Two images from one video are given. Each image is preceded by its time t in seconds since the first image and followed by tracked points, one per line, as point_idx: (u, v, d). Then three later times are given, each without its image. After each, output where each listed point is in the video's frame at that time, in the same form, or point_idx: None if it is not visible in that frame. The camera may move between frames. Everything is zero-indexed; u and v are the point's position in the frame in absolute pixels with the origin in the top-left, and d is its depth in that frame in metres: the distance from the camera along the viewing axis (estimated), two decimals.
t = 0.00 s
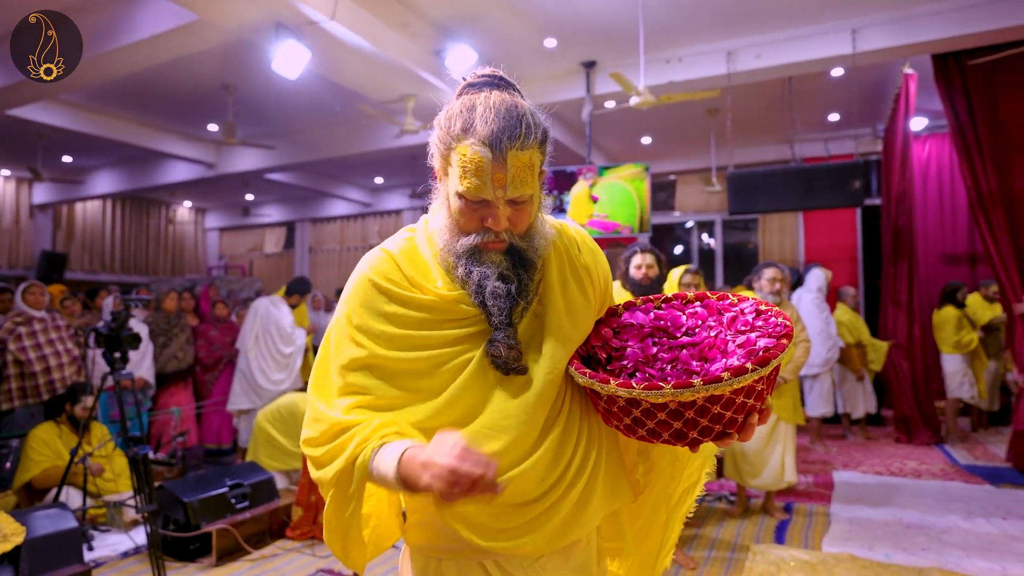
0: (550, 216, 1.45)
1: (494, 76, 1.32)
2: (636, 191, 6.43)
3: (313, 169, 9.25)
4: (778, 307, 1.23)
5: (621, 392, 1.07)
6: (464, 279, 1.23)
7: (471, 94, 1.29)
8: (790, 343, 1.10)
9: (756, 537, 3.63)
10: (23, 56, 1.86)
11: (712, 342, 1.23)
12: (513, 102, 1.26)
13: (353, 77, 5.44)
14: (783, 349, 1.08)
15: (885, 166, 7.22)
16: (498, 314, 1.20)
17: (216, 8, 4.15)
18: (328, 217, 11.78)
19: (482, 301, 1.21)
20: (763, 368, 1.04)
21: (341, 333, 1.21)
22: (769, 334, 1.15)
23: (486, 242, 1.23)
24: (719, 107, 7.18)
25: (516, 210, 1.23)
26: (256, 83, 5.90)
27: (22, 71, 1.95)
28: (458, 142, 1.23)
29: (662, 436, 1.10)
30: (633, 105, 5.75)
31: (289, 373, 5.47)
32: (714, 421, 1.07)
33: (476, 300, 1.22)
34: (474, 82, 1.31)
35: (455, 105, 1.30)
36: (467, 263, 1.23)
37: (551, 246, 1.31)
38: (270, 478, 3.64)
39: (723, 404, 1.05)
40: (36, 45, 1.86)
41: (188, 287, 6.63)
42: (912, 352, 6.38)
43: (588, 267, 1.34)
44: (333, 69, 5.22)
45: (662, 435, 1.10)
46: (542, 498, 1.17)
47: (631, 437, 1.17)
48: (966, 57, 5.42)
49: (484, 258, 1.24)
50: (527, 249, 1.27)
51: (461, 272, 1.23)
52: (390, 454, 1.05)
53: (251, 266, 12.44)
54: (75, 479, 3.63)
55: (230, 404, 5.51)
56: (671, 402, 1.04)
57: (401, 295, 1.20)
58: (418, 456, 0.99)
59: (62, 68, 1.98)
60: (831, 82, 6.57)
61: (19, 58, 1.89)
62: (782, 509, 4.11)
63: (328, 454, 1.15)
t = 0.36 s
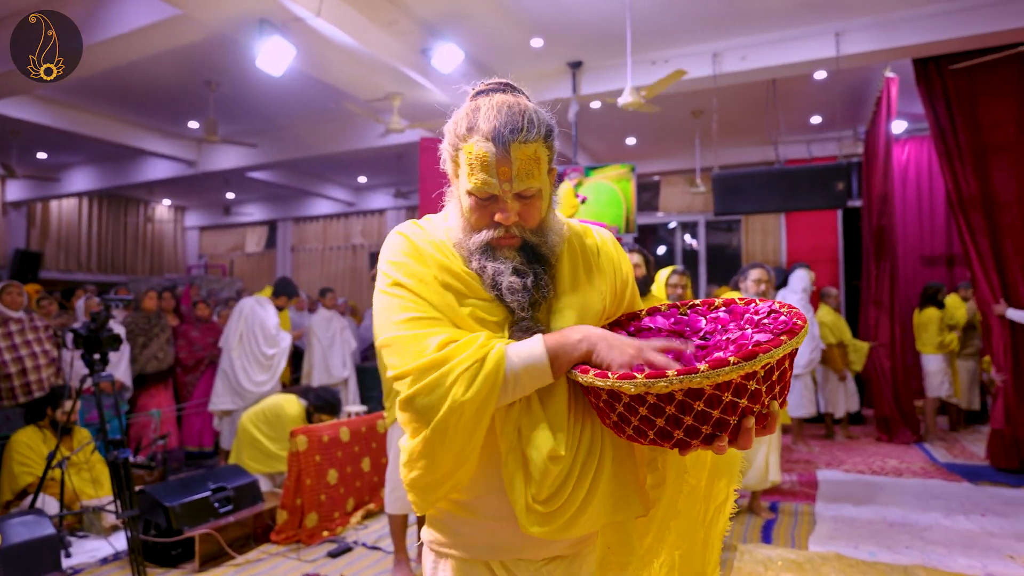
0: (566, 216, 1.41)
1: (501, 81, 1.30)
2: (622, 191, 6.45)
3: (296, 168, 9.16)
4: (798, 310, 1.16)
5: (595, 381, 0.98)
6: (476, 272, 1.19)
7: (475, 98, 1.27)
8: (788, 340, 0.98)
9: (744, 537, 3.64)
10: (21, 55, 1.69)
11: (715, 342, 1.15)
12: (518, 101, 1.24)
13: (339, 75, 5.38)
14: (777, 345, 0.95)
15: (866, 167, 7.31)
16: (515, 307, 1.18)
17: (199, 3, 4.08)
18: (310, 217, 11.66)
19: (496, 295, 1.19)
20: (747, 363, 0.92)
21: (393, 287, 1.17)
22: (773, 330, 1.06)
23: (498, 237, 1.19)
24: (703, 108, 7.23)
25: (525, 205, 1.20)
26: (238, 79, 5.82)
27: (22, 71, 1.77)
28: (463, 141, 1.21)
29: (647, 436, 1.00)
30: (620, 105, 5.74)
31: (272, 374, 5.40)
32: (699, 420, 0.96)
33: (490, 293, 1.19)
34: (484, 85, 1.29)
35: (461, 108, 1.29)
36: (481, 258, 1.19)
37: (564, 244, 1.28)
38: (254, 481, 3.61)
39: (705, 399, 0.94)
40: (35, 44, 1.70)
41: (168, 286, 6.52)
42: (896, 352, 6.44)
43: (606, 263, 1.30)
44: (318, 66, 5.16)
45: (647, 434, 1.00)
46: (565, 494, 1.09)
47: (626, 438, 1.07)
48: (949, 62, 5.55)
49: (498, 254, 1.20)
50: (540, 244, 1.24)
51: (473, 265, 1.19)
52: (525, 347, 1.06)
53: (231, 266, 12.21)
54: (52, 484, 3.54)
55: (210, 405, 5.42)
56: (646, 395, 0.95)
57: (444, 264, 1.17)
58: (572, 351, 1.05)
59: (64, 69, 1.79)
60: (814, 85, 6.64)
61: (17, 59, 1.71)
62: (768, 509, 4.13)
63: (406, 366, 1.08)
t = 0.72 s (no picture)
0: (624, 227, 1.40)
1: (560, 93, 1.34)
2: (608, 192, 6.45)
3: (278, 167, 9.06)
4: (843, 344, 1.06)
5: (608, 399, 1.01)
6: (526, 274, 1.22)
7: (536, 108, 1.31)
8: (802, 374, 0.93)
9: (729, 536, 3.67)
10: (22, 56, 1.80)
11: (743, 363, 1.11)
12: (573, 112, 1.27)
13: (323, 73, 5.32)
14: (787, 380, 0.92)
15: (846, 169, 7.41)
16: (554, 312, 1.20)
17: None
18: (292, 216, 11.53)
19: (542, 298, 1.21)
20: (752, 397, 0.90)
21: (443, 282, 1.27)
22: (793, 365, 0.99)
23: (549, 240, 1.21)
24: (687, 110, 7.27)
25: (575, 209, 1.22)
26: (220, 76, 5.72)
27: (21, 70, 1.88)
28: (517, 149, 1.25)
29: (664, 454, 1.02)
30: (607, 106, 5.75)
31: (256, 374, 5.32)
32: (708, 445, 0.96)
33: (536, 295, 1.22)
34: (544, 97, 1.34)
35: (519, 118, 1.33)
36: (533, 261, 1.22)
37: (615, 251, 1.29)
38: (237, 485, 3.55)
39: (712, 427, 0.94)
40: (35, 45, 1.81)
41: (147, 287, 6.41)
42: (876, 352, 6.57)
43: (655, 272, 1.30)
44: (302, 64, 5.10)
45: (662, 452, 1.02)
46: (588, 493, 1.12)
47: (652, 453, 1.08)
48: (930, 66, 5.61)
49: (549, 256, 1.22)
50: (590, 248, 1.24)
51: (525, 268, 1.22)
52: (545, 358, 1.09)
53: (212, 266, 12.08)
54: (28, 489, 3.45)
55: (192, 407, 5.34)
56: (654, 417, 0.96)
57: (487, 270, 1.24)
58: (589, 367, 1.07)
59: (62, 69, 1.91)
60: (796, 88, 6.71)
61: (18, 59, 1.82)
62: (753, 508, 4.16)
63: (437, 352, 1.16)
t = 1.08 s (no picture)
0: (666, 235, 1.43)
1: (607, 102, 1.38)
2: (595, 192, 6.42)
3: (261, 165, 8.96)
4: (879, 331, 1.10)
5: (654, 388, 1.01)
6: (565, 278, 1.24)
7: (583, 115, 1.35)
8: (850, 360, 0.95)
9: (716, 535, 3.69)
10: (22, 55, 1.83)
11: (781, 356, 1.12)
12: (618, 122, 1.30)
13: (308, 71, 5.27)
14: (837, 364, 0.93)
15: (829, 171, 7.51)
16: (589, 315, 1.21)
17: None
18: (275, 215, 11.42)
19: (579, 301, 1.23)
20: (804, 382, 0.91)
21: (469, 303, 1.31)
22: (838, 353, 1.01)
23: (586, 246, 1.23)
24: (673, 111, 7.32)
25: (616, 217, 1.25)
26: (203, 72, 5.65)
27: (22, 72, 1.90)
28: (563, 156, 1.29)
29: (708, 443, 1.02)
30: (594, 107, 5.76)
31: (239, 376, 5.24)
32: (756, 432, 0.97)
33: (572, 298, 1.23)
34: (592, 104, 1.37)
35: (566, 127, 1.37)
36: (575, 266, 1.23)
37: (651, 260, 1.33)
38: (222, 487, 3.50)
39: (761, 414, 0.95)
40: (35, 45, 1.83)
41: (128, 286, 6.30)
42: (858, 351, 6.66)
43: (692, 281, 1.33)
44: (288, 62, 5.04)
45: (707, 444, 1.02)
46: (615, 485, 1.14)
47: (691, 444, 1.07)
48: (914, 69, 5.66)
49: (586, 261, 1.23)
50: (628, 254, 1.27)
51: (564, 273, 1.25)
52: (513, 369, 1.07)
53: (193, 265, 11.91)
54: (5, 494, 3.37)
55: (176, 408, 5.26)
56: (702, 405, 0.96)
57: (516, 279, 1.27)
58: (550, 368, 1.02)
59: (63, 69, 1.93)
60: (780, 90, 6.79)
61: (18, 58, 1.84)
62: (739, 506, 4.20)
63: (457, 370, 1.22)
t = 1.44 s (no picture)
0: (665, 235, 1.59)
1: (611, 110, 1.50)
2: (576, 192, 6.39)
3: (238, 163, 8.82)
4: (886, 343, 1.20)
5: (683, 400, 1.08)
6: (571, 285, 1.40)
7: (589, 123, 1.48)
8: (866, 372, 1.03)
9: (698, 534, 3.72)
10: (24, 56, 2.05)
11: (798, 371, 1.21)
12: (623, 130, 1.43)
13: (287, 68, 5.19)
14: (855, 376, 1.01)
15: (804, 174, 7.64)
16: (596, 321, 1.36)
17: None
18: (251, 214, 11.25)
19: (584, 307, 1.38)
20: (827, 395, 0.98)
21: (470, 318, 1.50)
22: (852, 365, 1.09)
23: (590, 254, 1.38)
24: (652, 113, 7.37)
25: (619, 226, 1.38)
26: (179, 68, 5.53)
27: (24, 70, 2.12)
28: (569, 165, 1.41)
29: (730, 450, 1.08)
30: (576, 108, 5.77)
31: (215, 376, 5.15)
32: (779, 441, 1.03)
33: (578, 306, 1.39)
34: (596, 112, 1.50)
35: (571, 134, 1.50)
36: (577, 272, 1.39)
37: (654, 263, 1.47)
38: (200, 491, 3.43)
39: (784, 424, 1.02)
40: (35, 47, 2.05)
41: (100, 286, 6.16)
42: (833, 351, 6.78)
43: (691, 284, 1.47)
44: (267, 58, 4.97)
45: (729, 449, 1.08)
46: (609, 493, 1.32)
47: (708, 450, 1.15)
48: (889, 76, 5.78)
49: (590, 268, 1.39)
50: (629, 261, 1.41)
51: (570, 280, 1.40)
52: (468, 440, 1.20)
53: (166, 265, 11.67)
54: None
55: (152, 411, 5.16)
56: (730, 415, 1.03)
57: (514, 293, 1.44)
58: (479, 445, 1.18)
59: (60, 68, 2.15)
60: (758, 93, 6.88)
61: (21, 60, 2.07)
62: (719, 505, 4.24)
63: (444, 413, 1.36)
